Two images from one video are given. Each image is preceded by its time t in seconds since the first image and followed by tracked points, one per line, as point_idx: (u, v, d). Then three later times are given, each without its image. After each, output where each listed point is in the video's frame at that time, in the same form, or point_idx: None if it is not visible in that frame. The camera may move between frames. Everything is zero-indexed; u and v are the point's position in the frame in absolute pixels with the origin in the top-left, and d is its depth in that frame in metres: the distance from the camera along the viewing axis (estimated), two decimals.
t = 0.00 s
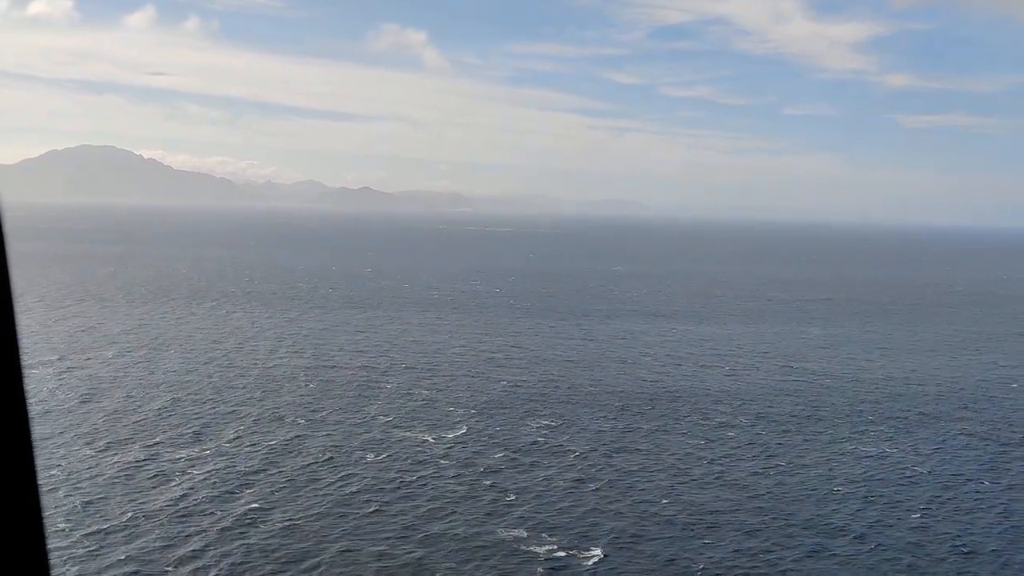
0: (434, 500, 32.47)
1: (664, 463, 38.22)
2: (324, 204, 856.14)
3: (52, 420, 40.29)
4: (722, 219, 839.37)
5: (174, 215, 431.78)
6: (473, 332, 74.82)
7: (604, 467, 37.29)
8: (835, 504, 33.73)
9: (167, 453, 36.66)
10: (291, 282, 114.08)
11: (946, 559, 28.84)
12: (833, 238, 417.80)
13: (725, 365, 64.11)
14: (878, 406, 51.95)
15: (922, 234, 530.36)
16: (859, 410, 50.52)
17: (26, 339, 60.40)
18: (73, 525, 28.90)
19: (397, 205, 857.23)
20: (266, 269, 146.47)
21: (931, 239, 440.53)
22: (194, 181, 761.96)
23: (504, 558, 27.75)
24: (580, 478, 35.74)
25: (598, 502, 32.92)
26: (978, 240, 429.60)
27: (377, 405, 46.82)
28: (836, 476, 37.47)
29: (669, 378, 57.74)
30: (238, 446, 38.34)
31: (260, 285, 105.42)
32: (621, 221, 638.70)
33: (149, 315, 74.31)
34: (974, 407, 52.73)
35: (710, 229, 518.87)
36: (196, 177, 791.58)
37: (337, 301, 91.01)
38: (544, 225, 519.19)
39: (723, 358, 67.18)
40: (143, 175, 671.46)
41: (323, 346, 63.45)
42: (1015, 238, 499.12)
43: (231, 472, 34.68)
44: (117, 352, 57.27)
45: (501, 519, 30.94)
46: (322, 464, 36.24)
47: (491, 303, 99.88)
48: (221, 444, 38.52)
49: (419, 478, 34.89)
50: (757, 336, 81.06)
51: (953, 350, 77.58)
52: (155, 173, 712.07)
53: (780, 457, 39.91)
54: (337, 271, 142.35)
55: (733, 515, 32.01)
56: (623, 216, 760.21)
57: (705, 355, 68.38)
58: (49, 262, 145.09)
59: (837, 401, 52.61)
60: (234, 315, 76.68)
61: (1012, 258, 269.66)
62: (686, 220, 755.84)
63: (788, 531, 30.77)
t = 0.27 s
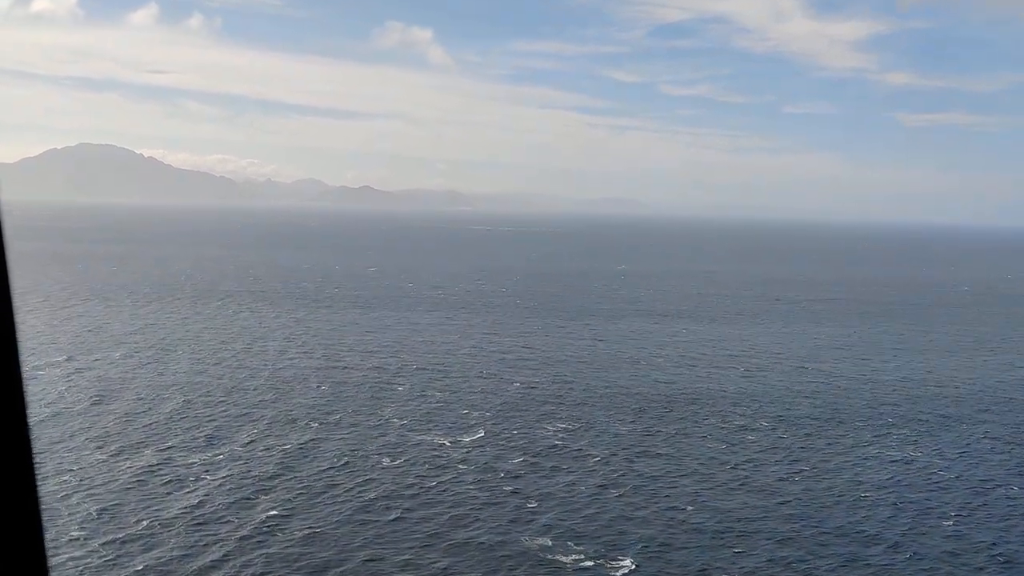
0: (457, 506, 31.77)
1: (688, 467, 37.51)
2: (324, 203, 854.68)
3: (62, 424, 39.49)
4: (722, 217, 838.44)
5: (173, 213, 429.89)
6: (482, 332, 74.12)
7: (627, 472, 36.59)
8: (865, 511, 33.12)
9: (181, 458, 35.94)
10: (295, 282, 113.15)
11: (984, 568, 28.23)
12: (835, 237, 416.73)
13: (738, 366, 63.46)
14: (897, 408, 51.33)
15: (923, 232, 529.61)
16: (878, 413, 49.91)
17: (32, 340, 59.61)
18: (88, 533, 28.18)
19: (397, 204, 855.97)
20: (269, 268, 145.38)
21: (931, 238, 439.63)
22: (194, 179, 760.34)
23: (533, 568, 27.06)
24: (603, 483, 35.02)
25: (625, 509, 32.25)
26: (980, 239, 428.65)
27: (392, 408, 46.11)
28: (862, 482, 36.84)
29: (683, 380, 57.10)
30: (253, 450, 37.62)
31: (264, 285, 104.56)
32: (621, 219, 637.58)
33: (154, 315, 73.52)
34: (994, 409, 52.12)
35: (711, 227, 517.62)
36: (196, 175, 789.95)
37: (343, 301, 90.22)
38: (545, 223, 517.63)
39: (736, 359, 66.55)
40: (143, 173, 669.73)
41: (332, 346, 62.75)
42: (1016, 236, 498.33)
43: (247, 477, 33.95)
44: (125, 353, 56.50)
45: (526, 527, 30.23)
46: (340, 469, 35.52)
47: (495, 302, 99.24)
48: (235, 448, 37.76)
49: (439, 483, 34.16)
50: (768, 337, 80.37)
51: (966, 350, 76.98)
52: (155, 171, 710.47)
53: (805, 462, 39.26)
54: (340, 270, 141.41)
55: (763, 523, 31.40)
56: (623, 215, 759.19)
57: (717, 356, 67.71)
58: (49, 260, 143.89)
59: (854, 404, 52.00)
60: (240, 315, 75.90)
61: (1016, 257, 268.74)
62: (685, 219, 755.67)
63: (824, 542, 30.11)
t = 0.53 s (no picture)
0: (481, 513, 30.99)
1: (714, 473, 36.67)
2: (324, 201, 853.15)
3: (73, 428, 38.65)
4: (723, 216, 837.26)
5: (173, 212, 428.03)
6: (492, 333, 73.32)
7: (652, 477, 35.77)
8: (898, 519, 32.39)
9: (196, 463, 35.14)
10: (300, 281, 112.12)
11: None
12: (837, 236, 415.44)
13: (753, 368, 62.70)
14: (918, 411, 50.60)
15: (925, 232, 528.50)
16: (900, 416, 49.17)
17: (38, 341, 58.73)
18: (104, 542, 27.42)
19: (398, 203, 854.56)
20: (272, 267, 144.20)
21: (934, 237, 438.35)
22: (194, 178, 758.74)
23: None
24: (629, 489, 34.19)
25: (653, 516, 31.45)
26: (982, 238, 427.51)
27: (408, 411, 45.29)
28: (892, 488, 36.08)
29: (700, 382, 56.32)
30: (269, 454, 36.82)
31: (269, 285, 103.57)
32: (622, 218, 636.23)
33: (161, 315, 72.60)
34: (1016, 412, 51.41)
35: (713, 227, 516.13)
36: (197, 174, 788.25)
37: (351, 301, 89.30)
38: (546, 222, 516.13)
39: (751, 361, 65.78)
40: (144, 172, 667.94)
41: (342, 347, 62.03)
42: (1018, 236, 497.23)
43: (265, 483, 33.16)
44: (134, 354, 55.65)
45: (553, 535, 29.43)
46: (359, 474, 34.72)
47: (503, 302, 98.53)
48: (250, 452, 36.95)
49: (460, 489, 33.35)
50: (780, 338, 79.57)
51: (981, 352, 76.23)
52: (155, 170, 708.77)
53: (832, 467, 38.55)
54: (345, 270, 140.35)
55: (795, 531, 30.65)
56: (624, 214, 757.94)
57: (732, 358, 66.93)
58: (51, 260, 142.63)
59: (875, 407, 51.26)
60: (247, 315, 75.03)
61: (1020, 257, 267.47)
62: (685, 219, 754.53)
63: (859, 551, 29.37)
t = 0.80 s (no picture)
0: (507, 521, 30.21)
1: (741, 479, 35.92)
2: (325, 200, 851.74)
3: (84, 432, 37.87)
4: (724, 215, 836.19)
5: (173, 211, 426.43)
6: (503, 333, 72.54)
7: (679, 483, 35.01)
8: (932, 527, 31.72)
9: (213, 469, 34.36)
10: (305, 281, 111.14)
11: None
12: (840, 235, 414.31)
13: (769, 369, 61.94)
14: (940, 414, 49.88)
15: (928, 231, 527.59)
16: (923, 419, 48.44)
17: (45, 342, 57.88)
18: (121, 552, 26.67)
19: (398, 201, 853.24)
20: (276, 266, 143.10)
21: (936, 236, 437.43)
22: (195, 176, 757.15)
23: None
24: (656, 496, 33.43)
25: (683, 523, 30.70)
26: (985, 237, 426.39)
27: (424, 415, 44.51)
28: (922, 494, 35.38)
29: (717, 384, 55.54)
30: (286, 460, 36.04)
31: (275, 284, 102.66)
32: (623, 217, 635.12)
33: (167, 316, 71.73)
34: None
35: (715, 225, 514.90)
36: (197, 173, 786.80)
37: (358, 301, 88.44)
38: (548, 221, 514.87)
39: (766, 362, 65.05)
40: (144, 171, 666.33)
41: (353, 348, 61.26)
42: (1021, 235, 496.21)
43: (284, 490, 32.40)
44: (143, 356, 54.85)
45: (582, 543, 28.66)
46: (379, 481, 33.94)
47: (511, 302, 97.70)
48: (266, 457, 36.18)
49: (484, 495, 32.58)
50: (792, 339, 78.78)
51: (996, 353, 75.48)
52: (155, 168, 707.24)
53: (860, 473, 37.80)
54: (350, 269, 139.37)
55: (829, 540, 29.94)
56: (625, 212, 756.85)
57: (747, 359, 66.20)
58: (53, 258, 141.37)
59: (895, 410, 50.55)
60: (255, 315, 74.17)
61: None
62: (686, 218, 753.50)
63: (895, 560, 28.69)
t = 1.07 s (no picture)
0: (533, 529, 29.41)
1: (768, 485, 35.12)
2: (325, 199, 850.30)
3: (96, 438, 37.04)
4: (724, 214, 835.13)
5: (173, 210, 424.84)
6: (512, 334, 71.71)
7: (705, 490, 34.19)
8: (966, 535, 30.95)
9: (229, 476, 33.57)
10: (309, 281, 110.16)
11: None
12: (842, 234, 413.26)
13: (784, 371, 61.15)
14: (962, 417, 49.11)
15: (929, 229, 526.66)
16: (946, 422, 47.66)
17: (52, 344, 57.03)
18: (139, 563, 25.88)
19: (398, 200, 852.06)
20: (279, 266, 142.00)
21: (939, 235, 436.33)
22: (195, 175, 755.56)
23: None
24: (682, 503, 32.63)
25: (713, 532, 29.92)
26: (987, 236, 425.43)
27: (440, 419, 43.70)
28: (952, 500, 34.62)
29: (733, 386, 54.76)
30: (303, 466, 35.24)
31: (280, 284, 101.71)
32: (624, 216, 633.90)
33: (174, 317, 70.83)
34: None
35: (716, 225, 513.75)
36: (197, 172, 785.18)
37: (365, 301, 87.55)
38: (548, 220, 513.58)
39: (780, 363, 64.24)
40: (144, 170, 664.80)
41: (363, 350, 60.50)
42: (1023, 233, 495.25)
43: (303, 498, 31.60)
44: (152, 358, 54.03)
45: (612, 553, 27.87)
46: (399, 488, 33.14)
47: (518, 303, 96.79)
48: (283, 464, 35.39)
49: (507, 503, 31.79)
50: (804, 340, 77.96)
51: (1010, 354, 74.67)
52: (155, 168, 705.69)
53: (888, 479, 37.04)
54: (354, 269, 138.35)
55: (863, 549, 29.18)
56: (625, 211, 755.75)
57: (760, 360, 65.40)
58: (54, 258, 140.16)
59: (915, 413, 49.78)
60: (262, 316, 73.29)
61: None
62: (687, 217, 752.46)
63: (932, 570, 27.92)
